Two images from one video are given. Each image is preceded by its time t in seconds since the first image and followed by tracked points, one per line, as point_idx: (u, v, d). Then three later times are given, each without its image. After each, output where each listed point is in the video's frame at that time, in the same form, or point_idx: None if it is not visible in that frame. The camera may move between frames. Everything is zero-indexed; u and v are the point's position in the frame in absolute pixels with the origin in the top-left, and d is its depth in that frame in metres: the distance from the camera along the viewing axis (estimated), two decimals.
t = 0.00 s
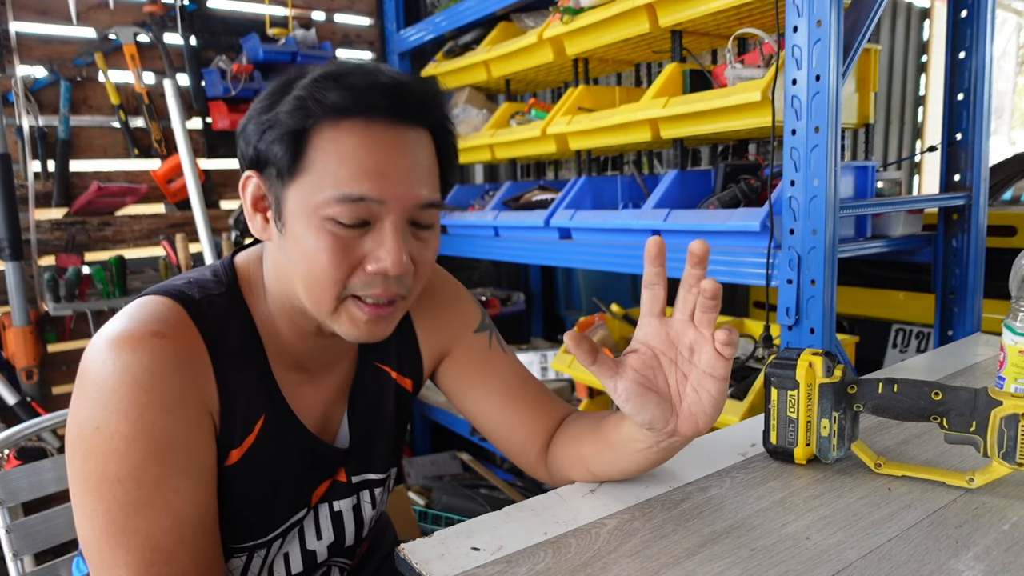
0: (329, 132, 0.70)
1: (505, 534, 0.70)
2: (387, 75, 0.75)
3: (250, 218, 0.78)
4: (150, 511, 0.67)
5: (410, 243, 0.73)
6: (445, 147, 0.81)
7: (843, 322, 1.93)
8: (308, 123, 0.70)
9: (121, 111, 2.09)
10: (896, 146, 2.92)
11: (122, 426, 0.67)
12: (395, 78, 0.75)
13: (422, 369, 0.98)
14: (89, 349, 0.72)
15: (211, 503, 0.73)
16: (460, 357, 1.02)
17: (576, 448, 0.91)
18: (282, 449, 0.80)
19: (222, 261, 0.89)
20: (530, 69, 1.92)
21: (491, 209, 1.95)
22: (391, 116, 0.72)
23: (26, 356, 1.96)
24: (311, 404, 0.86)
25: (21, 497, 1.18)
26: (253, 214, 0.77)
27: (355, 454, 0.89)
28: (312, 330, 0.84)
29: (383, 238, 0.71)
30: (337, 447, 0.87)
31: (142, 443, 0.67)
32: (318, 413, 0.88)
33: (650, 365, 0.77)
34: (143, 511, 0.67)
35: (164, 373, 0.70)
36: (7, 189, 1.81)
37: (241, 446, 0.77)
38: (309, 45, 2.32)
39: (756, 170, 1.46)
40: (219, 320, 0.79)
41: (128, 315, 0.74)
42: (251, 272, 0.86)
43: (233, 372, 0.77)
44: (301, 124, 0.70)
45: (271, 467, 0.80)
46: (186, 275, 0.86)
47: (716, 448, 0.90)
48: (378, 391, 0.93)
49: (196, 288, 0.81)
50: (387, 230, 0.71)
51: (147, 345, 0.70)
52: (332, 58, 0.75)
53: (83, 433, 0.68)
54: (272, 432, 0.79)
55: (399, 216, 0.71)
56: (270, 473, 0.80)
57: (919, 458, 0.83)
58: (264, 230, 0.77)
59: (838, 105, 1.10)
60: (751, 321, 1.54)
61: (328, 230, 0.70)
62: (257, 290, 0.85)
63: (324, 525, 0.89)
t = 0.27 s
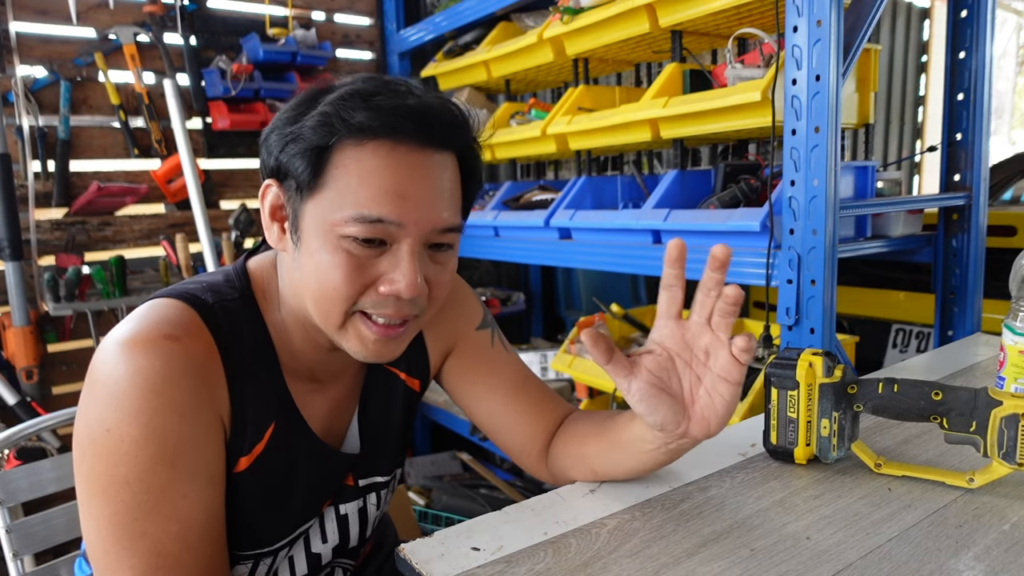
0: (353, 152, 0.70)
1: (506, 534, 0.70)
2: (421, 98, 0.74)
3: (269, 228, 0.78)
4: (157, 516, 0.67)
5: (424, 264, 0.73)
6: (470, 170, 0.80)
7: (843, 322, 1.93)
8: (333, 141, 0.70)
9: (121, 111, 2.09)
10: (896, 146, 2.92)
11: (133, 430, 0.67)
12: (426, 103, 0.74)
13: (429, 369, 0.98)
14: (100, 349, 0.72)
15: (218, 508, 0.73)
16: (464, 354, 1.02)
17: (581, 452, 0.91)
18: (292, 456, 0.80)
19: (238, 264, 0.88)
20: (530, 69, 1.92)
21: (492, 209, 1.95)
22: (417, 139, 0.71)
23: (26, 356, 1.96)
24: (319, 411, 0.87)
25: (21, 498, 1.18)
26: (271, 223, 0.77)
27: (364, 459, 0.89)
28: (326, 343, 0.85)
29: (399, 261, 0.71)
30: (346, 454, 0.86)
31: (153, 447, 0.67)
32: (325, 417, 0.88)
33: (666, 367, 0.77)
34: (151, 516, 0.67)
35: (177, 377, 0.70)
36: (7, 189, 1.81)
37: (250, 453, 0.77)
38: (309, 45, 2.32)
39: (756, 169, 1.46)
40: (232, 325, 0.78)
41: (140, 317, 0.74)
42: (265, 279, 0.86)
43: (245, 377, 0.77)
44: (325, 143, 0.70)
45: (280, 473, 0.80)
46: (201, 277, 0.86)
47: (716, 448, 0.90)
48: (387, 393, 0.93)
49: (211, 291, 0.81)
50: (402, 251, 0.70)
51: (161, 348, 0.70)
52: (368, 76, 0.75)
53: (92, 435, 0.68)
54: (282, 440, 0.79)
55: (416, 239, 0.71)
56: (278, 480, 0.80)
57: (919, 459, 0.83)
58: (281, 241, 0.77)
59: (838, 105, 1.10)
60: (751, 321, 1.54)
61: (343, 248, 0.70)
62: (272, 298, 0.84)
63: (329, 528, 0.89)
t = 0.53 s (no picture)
0: (354, 149, 0.70)
1: (506, 534, 0.70)
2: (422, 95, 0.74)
3: (272, 229, 0.78)
4: (158, 518, 0.67)
5: (426, 261, 0.72)
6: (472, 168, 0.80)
7: (843, 322, 1.93)
8: (333, 137, 0.70)
9: (121, 111, 2.09)
10: (896, 146, 2.92)
11: (135, 432, 0.67)
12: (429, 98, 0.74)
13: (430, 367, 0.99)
14: (102, 351, 0.72)
15: (219, 511, 0.73)
16: (465, 350, 1.02)
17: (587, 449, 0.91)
18: (294, 458, 0.80)
19: (240, 266, 0.88)
20: (530, 69, 1.92)
21: (492, 209, 1.95)
22: (417, 135, 0.71)
23: (26, 356, 1.96)
24: (321, 411, 0.87)
25: (20, 497, 1.18)
26: (272, 225, 0.77)
27: (366, 459, 0.88)
28: (329, 344, 0.85)
29: (400, 258, 0.70)
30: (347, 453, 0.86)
31: (155, 449, 0.67)
32: (327, 417, 0.88)
33: (683, 384, 0.77)
34: (151, 518, 0.67)
35: (179, 379, 0.70)
36: (7, 189, 1.81)
37: (253, 457, 0.77)
38: (310, 45, 2.32)
39: (756, 170, 1.46)
40: (234, 326, 0.79)
41: (142, 319, 0.74)
42: (268, 282, 0.86)
43: (249, 381, 0.77)
44: (326, 138, 0.70)
45: (282, 474, 0.80)
46: (202, 279, 0.86)
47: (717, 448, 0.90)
48: (389, 393, 0.93)
49: (213, 294, 0.81)
50: (404, 247, 0.70)
51: (163, 350, 0.70)
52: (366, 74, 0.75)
53: (93, 437, 0.68)
54: (284, 442, 0.79)
55: (418, 234, 0.70)
56: (279, 481, 0.80)
57: (919, 459, 0.83)
58: (284, 241, 0.78)
59: (838, 105, 1.10)
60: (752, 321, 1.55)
61: (345, 245, 0.70)
62: (276, 300, 0.85)
63: (330, 527, 0.89)
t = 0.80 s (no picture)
0: (300, 87, 0.77)
1: (505, 534, 0.70)
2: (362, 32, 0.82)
3: (248, 194, 0.84)
4: (155, 516, 0.68)
5: (373, 185, 0.76)
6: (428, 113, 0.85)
7: (843, 322, 1.93)
8: (280, 76, 0.77)
9: (121, 111, 2.09)
10: (896, 146, 2.92)
11: (128, 430, 0.67)
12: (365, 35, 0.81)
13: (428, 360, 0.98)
14: (93, 349, 0.72)
15: (216, 505, 0.74)
16: (466, 345, 1.03)
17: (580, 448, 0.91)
18: (290, 446, 0.80)
19: (227, 256, 0.88)
20: (530, 69, 1.92)
21: (491, 209, 1.95)
22: (357, 66, 0.78)
23: (26, 357, 1.96)
24: (318, 399, 0.87)
25: (20, 497, 1.18)
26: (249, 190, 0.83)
27: (363, 447, 0.88)
28: (309, 317, 0.85)
29: (344, 178, 0.75)
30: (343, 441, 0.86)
31: (149, 447, 0.67)
32: (325, 408, 0.88)
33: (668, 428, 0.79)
34: (148, 516, 0.67)
35: (172, 376, 0.70)
36: (7, 189, 1.81)
37: (248, 445, 0.77)
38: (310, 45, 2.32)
39: (756, 169, 1.46)
40: (227, 321, 0.78)
41: (133, 315, 0.73)
42: (250, 263, 0.87)
43: (244, 376, 0.76)
44: (273, 77, 0.77)
45: (278, 463, 0.80)
46: (191, 271, 0.85)
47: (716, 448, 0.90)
48: (385, 382, 0.92)
49: (203, 285, 0.80)
50: (347, 167, 0.75)
51: (155, 348, 0.70)
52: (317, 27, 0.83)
53: (87, 436, 0.68)
54: (279, 426, 0.79)
55: (359, 152, 0.75)
56: (276, 471, 0.80)
57: (919, 458, 0.83)
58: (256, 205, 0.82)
59: (838, 105, 1.10)
60: (751, 321, 1.55)
61: (293, 174, 0.75)
62: (260, 278, 0.85)
63: (328, 517, 0.89)
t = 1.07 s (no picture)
0: (280, 74, 0.79)
1: (505, 534, 0.70)
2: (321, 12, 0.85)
3: (237, 194, 0.85)
4: (154, 512, 0.68)
5: (378, 157, 0.78)
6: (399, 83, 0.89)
7: (843, 322, 1.93)
8: (258, 66, 0.79)
9: (121, 111, 2.09)
10: (896, 146, 2.92)
11: (125, 426, 0.67)
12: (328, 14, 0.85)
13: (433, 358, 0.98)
14: (93, 346, 0.72)
15: (218, 500, 0.74)
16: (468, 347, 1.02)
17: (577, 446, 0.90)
18: (291, 441, 0.80)
19: (223, 250, 0.89)
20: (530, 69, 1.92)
21: (491, 209, 1.95)
22: (329, 46, 0.81)
23: (26, 357, 1.96)
24: (323, 392, 0.87)
25: (20, 497, 1.18)
26: (238, 189, 0.84)
27: (368, 439, 0.88)
28: (310, 300, 0.87)
29: (349, 154, 0.76)
30: (348, 433, 0.86)
31: (146, 443, 0.67)
32: (330, 401, 0.88)
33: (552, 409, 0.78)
34: (147, 512, 0.68)
35: (168, 372, 0.70)
36: (7, 189, 1.81)
37: (247, 436, 0.77)
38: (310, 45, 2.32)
39: (756, 170, 1.46)
40: (226, 316, 0.78)
41: (132, 311, 0.74)
42: (245, 254, 0.89)
43: (243, 373, 0.76)
44: (252, 69, 0.79)
45: (282, 456, 0.80)
46: (189, 266, 0.86)
47: (716, 448, 0.90)
48: (390, 376, 0.93)
49: (199, 278, 0.81)
50: (349, 143, 0.77)
51: (150, 343, 0.70)
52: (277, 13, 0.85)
53: (86, 432, 0.68)
54: (281, 417, 0.79)
55: (357, 127, 0.77)
56: (278, 465, 0.80)
57: (919, 458, 0.83)
58: (247, 200, 0.84)
59: (838, 105, 1.10)
60: (752, 321, 1.55)
61: (296, 158, 0.75)
62: (256, 268, 0.87)
63: (335, 512, 0.89)
